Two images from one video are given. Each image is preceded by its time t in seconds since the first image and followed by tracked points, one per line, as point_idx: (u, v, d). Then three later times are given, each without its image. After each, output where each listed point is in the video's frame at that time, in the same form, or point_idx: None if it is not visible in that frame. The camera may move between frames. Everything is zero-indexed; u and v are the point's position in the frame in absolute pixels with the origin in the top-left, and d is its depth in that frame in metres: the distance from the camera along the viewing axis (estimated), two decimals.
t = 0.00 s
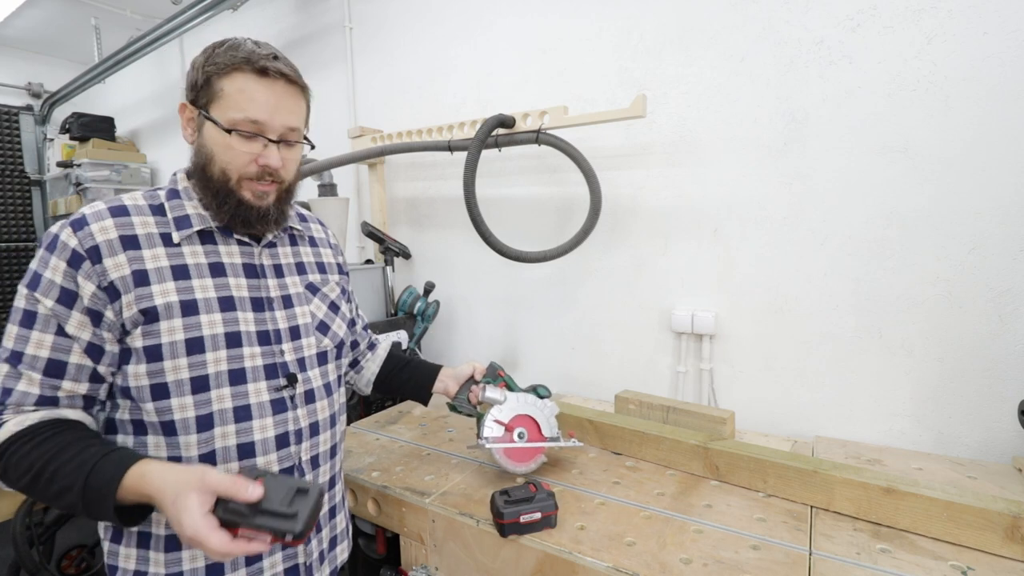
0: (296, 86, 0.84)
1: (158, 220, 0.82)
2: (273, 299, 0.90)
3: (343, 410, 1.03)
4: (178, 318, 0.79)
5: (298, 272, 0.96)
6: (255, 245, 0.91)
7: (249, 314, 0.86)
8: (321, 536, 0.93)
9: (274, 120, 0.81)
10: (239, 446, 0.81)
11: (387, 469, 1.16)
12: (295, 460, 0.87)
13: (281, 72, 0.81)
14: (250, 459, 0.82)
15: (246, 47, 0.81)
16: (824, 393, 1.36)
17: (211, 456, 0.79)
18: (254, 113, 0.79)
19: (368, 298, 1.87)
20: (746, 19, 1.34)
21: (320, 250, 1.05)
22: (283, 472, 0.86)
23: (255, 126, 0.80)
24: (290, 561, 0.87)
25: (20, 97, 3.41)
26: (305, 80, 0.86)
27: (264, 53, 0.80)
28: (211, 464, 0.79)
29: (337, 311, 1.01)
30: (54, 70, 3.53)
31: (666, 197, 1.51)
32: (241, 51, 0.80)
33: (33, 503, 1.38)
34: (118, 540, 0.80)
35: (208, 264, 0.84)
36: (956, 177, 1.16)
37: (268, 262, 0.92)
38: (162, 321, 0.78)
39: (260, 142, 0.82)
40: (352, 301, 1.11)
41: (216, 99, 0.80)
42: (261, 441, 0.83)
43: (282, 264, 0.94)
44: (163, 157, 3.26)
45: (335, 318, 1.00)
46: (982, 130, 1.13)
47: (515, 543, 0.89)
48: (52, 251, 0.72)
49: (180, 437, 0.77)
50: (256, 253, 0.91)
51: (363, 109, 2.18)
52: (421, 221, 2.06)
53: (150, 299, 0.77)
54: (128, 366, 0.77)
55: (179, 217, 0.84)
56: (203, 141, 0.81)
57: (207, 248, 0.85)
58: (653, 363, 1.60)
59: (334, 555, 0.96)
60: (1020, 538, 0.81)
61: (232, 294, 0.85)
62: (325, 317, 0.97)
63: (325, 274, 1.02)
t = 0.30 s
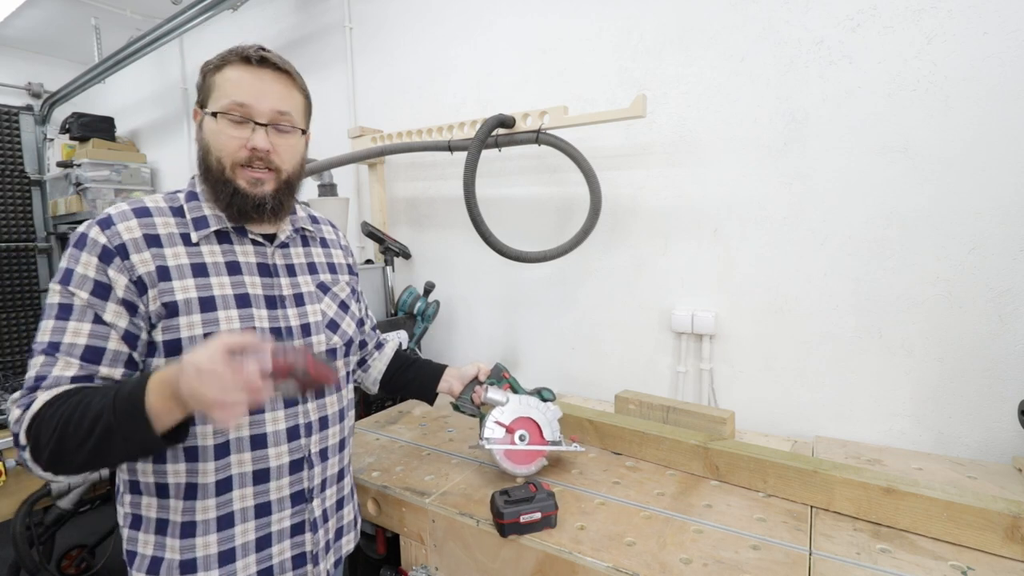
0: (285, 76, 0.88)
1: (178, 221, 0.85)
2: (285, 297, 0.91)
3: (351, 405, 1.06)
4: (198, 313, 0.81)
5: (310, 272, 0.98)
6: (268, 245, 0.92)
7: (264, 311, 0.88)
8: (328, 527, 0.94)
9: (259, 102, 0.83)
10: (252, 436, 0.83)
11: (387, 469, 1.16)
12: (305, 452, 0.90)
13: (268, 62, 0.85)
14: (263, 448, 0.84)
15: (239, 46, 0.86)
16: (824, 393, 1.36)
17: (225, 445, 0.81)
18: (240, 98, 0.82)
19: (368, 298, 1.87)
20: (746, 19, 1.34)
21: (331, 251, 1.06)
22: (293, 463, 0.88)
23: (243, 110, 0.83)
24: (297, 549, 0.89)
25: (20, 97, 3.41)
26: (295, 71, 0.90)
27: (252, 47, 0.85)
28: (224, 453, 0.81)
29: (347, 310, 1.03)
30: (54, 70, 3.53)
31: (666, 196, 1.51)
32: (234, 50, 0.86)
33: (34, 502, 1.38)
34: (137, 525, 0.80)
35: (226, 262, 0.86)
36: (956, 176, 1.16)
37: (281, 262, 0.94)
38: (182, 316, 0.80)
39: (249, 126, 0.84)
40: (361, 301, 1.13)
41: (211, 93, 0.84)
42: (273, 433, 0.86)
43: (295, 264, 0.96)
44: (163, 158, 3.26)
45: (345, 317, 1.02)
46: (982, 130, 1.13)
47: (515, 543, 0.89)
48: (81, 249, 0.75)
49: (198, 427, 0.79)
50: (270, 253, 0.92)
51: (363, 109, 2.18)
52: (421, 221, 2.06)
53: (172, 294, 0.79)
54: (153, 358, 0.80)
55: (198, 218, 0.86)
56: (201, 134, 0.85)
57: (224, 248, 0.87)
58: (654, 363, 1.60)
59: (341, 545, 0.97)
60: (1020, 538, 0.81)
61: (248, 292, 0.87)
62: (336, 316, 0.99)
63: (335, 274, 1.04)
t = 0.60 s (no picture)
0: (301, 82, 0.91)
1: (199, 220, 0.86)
2: (298, 294, 0.93)
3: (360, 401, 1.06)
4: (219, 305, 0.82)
5: (321, 270, 1.00)
6: (282, 242, 0.94)
7: (279, 306, 0.89)
8: (340, 518, 0.94)
9: (282, 105, 0.85)
10: (268, 427, 0.84)
11: (387, 469, 1.16)
12: (317, 443, 0.90)
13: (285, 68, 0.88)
14: (277, 438, 0.85)
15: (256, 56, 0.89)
16: (824, 393, 1.36)
17: (242, 434, 0.81)
18: (264, 101, 0.84)
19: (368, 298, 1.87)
20: (746, 19, 1.34)
21: (341, 252, 1.08)
22: (306, 454, 0.89)
23: (267, 112, 0.85)
24: (310, 538, 0.89)
25: (20, 98, 3.41)
26: (313, 80, 0.94)
27: (270, 55, 0.88)
28: (241, 442, 0.81)
29: (356, 307, 1.05)
30: (54, 70, 3.53)
31: (666, 196, 1.51)
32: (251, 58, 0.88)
33: (34, 502, 1.38)
34: (156, 516, 0.81)
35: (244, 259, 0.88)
36: (956, 176, 1.16)
37: (295, 260, 0.96)
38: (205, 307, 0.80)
39: (274, 127, 0.85)
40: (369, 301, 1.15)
41: (233, 98, 0.86)
42: (288, 423, 0.86)
43: (307, 263, 0.98)
44: (163, 158, 3.27)
45: (355, 314, 1.03)
46: (982, 130, 1.13)
47: (515, 543, 0.90)
48: (109, 244, 0.75)
49: (216, 415, 0.79)
50: (284, 252, 0.94)
51: (363, 109, 2.18)
52: (421, 221, 2.06)
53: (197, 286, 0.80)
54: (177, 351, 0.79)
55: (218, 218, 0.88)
56: (225, 138, 0.86)
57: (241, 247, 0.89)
58: (654, 363, 1.60)
59: (351, 538, 0.98)
60: (1020, 538, 0.81)
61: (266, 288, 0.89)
62: (346, 312, 1.01)
63: (345, 274, 1.06)
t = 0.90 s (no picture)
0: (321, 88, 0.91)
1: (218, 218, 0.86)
2: (310, 293, 0.94)
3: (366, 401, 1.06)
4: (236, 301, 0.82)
5: (332, 272, 1.01)
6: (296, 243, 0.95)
7: (292, 305, 0.90)
8: (343, 517, 0.94)
9: (301, 109, 0.86)
10: (277, 421, 0.84)
11: (387, 469, 1.16)
12: (324, 441, 0.90)
13: (304, 73, 0.89)
14: (286, 434, 0.85)
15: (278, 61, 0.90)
16: (825, 393, 1.36)
17: (252, 429, 0.82)
18: (283, 105, 0.85)
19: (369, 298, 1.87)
20: (746, 19, 1.34)
21: (351, 255, 1.09)
22: (313, 450, 0.89)
23: (286, 116, 0.85)
24: (312, 535, 0.89)
25: (20, 98, 3.41)
26: (330, 83, 0.94)
27: (291, 61, 0.89)
28: (251, 436, 0.81)
29: (364, 310, 1.06)
30: (54, 70, 3.54)
31: (666, 197, 1.51)
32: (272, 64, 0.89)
33: (34, 502, 1.39)
34: (161, 509, 0.80)
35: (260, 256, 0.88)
36: (955, 176, 1.16)
37: (307, 261, 0.97)
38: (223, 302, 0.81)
39: (292, 130, 0.85)
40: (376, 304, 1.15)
41: (253, 102, 0.86)
42: (296, 419, 0.86)
43: (320, 263, 0.99)
44: (163, 158, 3.27)
45: (362, 316, 1.05)
46: (982, 130, 1.13)
47: (515, 543, 0.89)
48: (133, 237, 0.75)
49: (228, 408, 0.79)
50: (297, 252, 0.95)
51: (363, 109, 2.18)
52: (421, 221, 2.06)
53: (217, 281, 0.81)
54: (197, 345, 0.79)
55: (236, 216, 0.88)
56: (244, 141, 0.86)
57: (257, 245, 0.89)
58: (654, 363, 1.60)
59: (353, 538, 0.97)
60: (1020, 539, 0.81)
61: (278, 285, 0.89)
62: (354, 314, 1.02)
63: (355, 276, 1.07)
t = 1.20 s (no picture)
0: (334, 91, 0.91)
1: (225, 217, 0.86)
2: (316, 293, 0.94)
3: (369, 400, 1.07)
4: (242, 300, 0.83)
5: (338, 272, 1.01)
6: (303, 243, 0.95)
7: (298, 305, 0.90)
8: (345, 517, 0.94)
9: (315, 111, 0.86)
10: (283, 421, 0.84)
11: (387, 469, 1.16)
12: (329, 440, 0.91)
13: (319, 76, 0.89)
14: (292, 433, 0.85)
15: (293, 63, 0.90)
16: (825, 393, 1.36)
17: (258, 428, 0.82)
18: (297, 106, 0.85)
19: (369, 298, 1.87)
20: (746, 19, 1.34)
21: (355, 256, 1.10)
22: (318, 450, 0.89)
23: (299, 116, 0.85)
24: (316, 535, 0.89)
25: (20, 97, 3.40)
26: (343, 87, 0.94)
27: (307, 63, 0.89)
28: (257, 435, 0.82)
29: (368, 311, 1.07)
30: (54, 70, 3.53)
31: (666, 197, 1.51)
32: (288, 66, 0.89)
33: (34, 502, 1.38)
34: (164, 508, 0.79)
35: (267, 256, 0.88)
36: (955, 176, 1.16)
37: (314, 261, 0.97)
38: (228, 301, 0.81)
39: (303, 132, 0.85)
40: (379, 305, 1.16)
41: (267, 103, 0.86)
42: (302, 418, 0.87)
43: (325, 263, 0.99)
44: (162, 158, 3.27)
45: (366, 317, 1.05)
46: (982, 130, 1.13)
47: (515, 543, 0.89)
48: (141, 235, 0.74)
49: (234, 407, 0.79)
50: (303, 252, 0.95)
51: (363, 109, 2.18)
52: (421, 221, 2.06)
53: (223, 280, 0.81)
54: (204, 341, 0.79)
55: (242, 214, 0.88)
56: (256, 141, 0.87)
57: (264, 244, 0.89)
58: (654, 363, 1.60)
59: (355, 539, 0.97)
60: (1021, 539, 0.81)
61: (285, 284, 0.89)
62: (359, 314, 1.03)
63: (358, 277, 1.08)
